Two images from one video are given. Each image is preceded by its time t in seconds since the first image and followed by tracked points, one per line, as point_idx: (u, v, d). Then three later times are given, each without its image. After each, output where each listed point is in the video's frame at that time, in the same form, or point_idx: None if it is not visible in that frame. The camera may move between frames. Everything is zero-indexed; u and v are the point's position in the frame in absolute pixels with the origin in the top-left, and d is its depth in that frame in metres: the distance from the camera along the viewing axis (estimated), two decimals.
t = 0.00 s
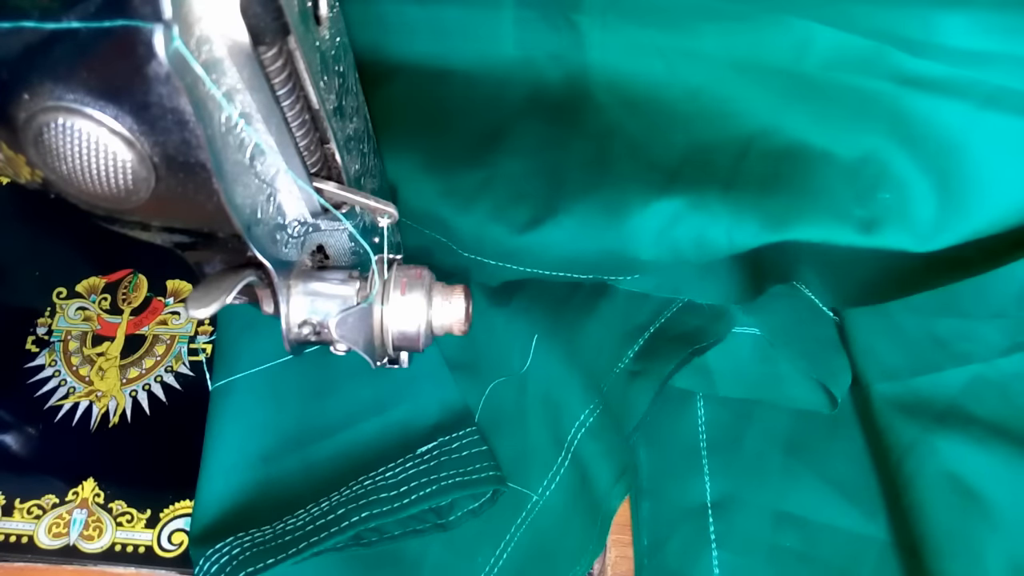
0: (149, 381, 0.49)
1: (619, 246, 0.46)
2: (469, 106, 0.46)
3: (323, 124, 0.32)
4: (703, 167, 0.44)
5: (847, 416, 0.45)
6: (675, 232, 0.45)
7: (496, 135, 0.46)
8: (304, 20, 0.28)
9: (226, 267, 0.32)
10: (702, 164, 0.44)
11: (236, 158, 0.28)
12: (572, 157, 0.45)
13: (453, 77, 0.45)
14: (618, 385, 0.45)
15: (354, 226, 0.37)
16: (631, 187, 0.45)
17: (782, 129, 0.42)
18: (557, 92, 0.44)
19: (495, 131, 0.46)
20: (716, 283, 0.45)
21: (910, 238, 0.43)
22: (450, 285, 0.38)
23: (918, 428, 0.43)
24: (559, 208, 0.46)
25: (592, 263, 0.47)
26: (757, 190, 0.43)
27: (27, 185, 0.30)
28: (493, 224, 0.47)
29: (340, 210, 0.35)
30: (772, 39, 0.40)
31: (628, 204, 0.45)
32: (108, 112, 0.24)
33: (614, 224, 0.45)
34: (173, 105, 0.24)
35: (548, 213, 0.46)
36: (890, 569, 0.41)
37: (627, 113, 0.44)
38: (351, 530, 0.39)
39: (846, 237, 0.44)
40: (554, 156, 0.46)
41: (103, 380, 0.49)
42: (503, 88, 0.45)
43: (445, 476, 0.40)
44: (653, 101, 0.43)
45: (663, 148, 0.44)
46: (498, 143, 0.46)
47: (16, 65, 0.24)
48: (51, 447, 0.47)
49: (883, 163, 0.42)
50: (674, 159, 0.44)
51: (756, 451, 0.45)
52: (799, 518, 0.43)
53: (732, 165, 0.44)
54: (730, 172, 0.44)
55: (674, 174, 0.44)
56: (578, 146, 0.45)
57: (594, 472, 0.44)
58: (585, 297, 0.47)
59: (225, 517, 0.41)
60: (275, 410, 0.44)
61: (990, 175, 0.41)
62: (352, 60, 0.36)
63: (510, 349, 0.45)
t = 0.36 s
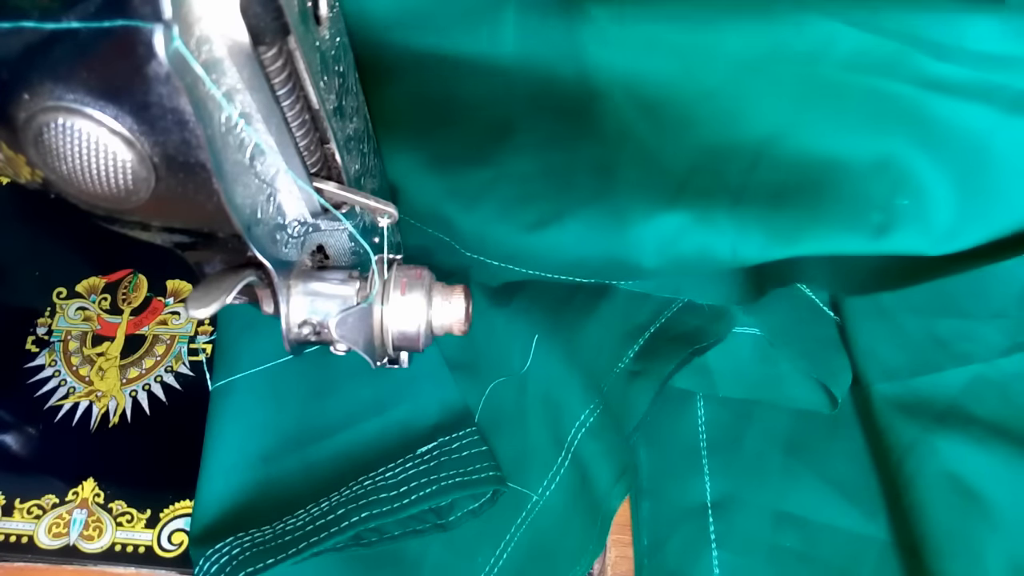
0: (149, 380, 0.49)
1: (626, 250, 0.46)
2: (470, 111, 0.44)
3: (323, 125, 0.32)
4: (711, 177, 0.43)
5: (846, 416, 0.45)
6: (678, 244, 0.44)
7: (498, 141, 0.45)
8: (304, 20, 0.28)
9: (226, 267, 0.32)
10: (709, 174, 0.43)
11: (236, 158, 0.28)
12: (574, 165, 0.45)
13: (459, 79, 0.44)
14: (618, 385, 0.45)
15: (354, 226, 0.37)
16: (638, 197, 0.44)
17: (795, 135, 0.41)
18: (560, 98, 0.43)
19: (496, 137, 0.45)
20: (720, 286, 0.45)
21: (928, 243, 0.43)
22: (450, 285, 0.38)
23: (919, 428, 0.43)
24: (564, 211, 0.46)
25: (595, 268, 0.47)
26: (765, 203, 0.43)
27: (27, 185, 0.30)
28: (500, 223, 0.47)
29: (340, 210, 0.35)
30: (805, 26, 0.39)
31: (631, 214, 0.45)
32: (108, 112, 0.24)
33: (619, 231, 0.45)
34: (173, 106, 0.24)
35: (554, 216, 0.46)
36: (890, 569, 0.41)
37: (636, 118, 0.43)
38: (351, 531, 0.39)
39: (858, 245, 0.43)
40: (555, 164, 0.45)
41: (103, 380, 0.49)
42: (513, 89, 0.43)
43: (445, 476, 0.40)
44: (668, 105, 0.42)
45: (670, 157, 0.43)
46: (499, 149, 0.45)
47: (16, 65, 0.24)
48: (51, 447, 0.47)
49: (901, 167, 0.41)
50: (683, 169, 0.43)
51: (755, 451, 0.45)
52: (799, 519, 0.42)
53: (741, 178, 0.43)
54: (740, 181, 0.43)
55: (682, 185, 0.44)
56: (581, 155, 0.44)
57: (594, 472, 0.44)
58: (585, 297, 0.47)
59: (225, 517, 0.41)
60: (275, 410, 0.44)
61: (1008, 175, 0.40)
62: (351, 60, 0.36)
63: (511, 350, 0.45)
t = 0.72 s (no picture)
0: (149, 381, 0.49)
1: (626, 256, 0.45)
2: (480, 110, 0.45)
3: (323, 125, 0.32)
4: (713, 184, 0.43)
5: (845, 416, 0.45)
6: (679, 253, 0.44)
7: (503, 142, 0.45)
8: (304, 20, 0.28)
9: (226, 266, 0.32)
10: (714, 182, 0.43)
11: (236, 158, 0.28)
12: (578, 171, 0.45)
13: (470, 80, 0.44)
14: (618, 385, 0.45)
15: (354, 226, 0.37)
16: (644, 207, 0.44)
17: (797, 149, 0.42)
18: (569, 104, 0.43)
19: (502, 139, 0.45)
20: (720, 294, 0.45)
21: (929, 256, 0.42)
22: (450, 285, 0.39)
23: (919, 428, 0.43)
24: (566, 215, 0.46)
25: (595, 271, 0.46)
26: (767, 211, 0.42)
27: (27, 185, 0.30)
28: (505, 223, 0.47)
29: (340, 210, 0.35)
30: (806, 44, 0.39)
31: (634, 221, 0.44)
32: (108, 112, 0.24)
33: (624, 237, 0.45)
34: (173, 105, 0.24)
35: (555, 218, 0.46)
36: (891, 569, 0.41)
37: (644, 124, 0.43)
38: (351, 531, 0.39)
39: (857, 255, 0.42)
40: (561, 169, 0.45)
41: (103, 380, 0.49)
42: (519, 94, 0.44)
43: (445, 476, 0.40)
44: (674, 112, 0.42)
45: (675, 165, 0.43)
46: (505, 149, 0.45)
47: (16, 65, 0.24)
48: (51, 447, 0.47)
49: (897, 184, 0.41)
50: (687, 178, 0.43)
51: (754, 451, 0.45)
52: (799, 519, 0.42)
53: (743, 186, 0.43)
54: (743, 190, 0.43)
55: (685, 194, 0.44)
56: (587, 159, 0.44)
57: (594, 472, 0.44)
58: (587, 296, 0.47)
59: (225, 517, 0.41)
60: (275, 410, 0.44)
61: (1007, 194, 0.40)
62: (351, 60, 0.36)
63: (512, 351, 0.46)
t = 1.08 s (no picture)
0: (149, 381, 0.49)
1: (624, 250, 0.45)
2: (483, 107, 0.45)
3: (323, 124, 0.32)
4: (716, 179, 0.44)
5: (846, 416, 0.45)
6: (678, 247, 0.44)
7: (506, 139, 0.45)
8: (304, 20, 0.28)
9: (226, 267, 0.32)
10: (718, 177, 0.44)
11: (236, 158, 0.28)
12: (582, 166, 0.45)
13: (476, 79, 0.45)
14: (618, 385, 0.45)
15: (354, 226, 0.37)
16: (645, 202, 0.44)
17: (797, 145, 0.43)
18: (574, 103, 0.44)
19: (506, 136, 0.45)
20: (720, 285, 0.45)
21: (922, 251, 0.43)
22: (450, 285, 0.38)
23: (919, 428, 0.44)
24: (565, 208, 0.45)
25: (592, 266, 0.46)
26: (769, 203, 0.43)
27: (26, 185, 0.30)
28: (502, 218, 0.46)
29: (340, 210, 0.35)
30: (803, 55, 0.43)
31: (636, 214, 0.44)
32: (108, 112, 0.24)
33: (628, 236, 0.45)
34: (172, 105, 0.24)
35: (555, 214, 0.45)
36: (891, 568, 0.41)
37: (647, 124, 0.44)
38: (351, 531, 0.39)
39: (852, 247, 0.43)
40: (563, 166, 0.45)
41: (103, 380, 0.49)
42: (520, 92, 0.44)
43: (445, 476, 0.40)
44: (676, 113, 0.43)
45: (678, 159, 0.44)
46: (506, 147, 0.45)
47: (16, 65, 0.24)
48: (51, 447, 0.47)
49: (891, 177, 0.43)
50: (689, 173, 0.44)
51: (753, 451, 0.45)
52: (798, 519, 0.42)
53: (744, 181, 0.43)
54: (744, 186, 0.43)
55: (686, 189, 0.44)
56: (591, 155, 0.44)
57: (594, 472, 0.44)
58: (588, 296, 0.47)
59: (225, 517, 0.41)
60: (274, 410, 0.44)
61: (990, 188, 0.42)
62: (351, 59, 0.36)
63: (512, 351, 0.45)
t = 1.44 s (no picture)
0: (149, 380, 0.49)
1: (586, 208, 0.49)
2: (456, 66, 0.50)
3: (323, 125, 0.32)
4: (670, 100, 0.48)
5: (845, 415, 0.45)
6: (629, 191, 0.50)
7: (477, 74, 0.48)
8: (304, 21, 0.28)
9: (226, 267, 0.33)
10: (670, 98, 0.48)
11: (236, 158, 0.29)
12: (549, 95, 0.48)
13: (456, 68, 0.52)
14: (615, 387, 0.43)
15: (354, 226, 0.36)
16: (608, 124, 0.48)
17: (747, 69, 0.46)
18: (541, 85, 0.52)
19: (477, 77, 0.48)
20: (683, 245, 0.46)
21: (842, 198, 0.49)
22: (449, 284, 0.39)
23: (905, 413, 0.43)
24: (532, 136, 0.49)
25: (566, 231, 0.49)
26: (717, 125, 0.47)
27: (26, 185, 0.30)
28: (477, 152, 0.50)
29: (340, 210, 0.35)
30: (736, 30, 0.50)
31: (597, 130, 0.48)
32: (108, 112, 0.25)
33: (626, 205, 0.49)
34: (173, 106, 0.24)
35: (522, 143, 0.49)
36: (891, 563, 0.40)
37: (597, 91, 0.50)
38: (351, 530, 0.39)
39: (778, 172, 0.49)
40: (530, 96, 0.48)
41: (103, 380, 0.49)
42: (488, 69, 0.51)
43: (445, 475, 0.40)
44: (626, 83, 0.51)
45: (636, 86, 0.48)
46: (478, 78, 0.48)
47: (16, 64, 0.24)
48: (51, 446, 0.47)
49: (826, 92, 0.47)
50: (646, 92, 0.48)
51: (750, 449, 0.45)
52: (799, 516, 0.42)
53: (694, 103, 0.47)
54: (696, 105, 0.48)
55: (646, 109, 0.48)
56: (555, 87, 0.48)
57: (593, 472, 0.42)
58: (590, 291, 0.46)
59: (226, 516, 0.41)
60: (276, 410, 0.44)
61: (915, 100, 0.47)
62: (350, 60, 0.36)
63: (512, 352, 0.45)
